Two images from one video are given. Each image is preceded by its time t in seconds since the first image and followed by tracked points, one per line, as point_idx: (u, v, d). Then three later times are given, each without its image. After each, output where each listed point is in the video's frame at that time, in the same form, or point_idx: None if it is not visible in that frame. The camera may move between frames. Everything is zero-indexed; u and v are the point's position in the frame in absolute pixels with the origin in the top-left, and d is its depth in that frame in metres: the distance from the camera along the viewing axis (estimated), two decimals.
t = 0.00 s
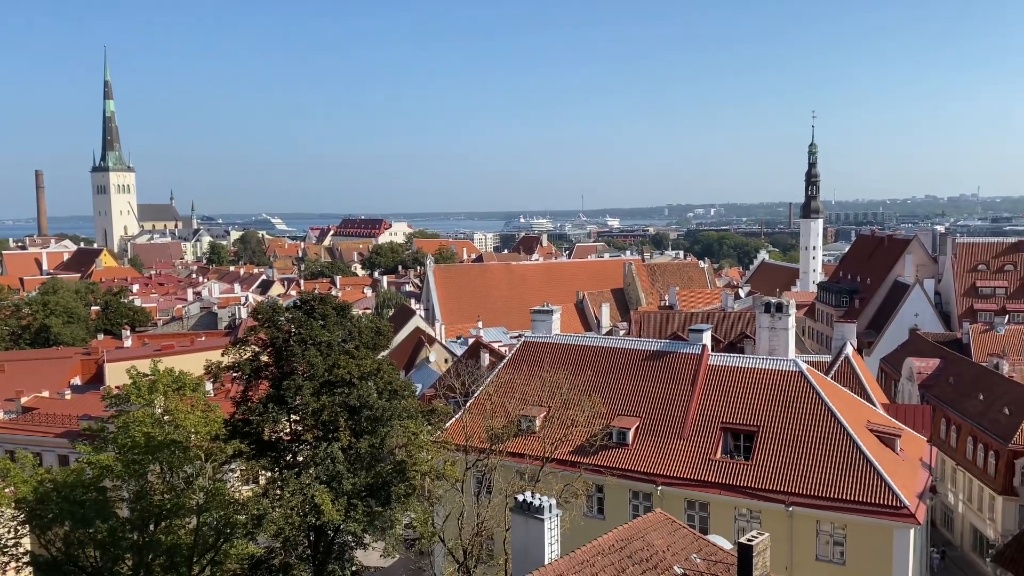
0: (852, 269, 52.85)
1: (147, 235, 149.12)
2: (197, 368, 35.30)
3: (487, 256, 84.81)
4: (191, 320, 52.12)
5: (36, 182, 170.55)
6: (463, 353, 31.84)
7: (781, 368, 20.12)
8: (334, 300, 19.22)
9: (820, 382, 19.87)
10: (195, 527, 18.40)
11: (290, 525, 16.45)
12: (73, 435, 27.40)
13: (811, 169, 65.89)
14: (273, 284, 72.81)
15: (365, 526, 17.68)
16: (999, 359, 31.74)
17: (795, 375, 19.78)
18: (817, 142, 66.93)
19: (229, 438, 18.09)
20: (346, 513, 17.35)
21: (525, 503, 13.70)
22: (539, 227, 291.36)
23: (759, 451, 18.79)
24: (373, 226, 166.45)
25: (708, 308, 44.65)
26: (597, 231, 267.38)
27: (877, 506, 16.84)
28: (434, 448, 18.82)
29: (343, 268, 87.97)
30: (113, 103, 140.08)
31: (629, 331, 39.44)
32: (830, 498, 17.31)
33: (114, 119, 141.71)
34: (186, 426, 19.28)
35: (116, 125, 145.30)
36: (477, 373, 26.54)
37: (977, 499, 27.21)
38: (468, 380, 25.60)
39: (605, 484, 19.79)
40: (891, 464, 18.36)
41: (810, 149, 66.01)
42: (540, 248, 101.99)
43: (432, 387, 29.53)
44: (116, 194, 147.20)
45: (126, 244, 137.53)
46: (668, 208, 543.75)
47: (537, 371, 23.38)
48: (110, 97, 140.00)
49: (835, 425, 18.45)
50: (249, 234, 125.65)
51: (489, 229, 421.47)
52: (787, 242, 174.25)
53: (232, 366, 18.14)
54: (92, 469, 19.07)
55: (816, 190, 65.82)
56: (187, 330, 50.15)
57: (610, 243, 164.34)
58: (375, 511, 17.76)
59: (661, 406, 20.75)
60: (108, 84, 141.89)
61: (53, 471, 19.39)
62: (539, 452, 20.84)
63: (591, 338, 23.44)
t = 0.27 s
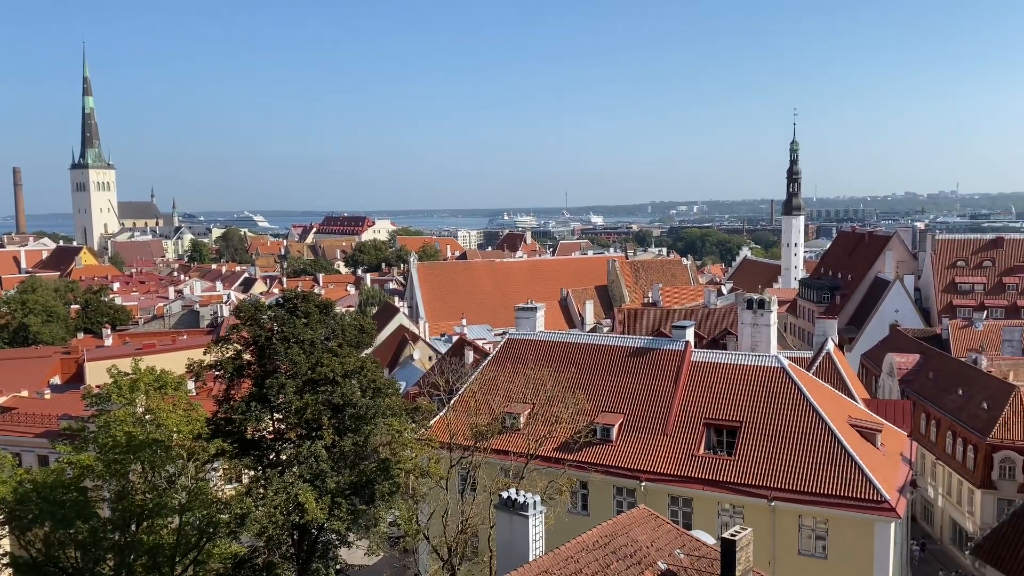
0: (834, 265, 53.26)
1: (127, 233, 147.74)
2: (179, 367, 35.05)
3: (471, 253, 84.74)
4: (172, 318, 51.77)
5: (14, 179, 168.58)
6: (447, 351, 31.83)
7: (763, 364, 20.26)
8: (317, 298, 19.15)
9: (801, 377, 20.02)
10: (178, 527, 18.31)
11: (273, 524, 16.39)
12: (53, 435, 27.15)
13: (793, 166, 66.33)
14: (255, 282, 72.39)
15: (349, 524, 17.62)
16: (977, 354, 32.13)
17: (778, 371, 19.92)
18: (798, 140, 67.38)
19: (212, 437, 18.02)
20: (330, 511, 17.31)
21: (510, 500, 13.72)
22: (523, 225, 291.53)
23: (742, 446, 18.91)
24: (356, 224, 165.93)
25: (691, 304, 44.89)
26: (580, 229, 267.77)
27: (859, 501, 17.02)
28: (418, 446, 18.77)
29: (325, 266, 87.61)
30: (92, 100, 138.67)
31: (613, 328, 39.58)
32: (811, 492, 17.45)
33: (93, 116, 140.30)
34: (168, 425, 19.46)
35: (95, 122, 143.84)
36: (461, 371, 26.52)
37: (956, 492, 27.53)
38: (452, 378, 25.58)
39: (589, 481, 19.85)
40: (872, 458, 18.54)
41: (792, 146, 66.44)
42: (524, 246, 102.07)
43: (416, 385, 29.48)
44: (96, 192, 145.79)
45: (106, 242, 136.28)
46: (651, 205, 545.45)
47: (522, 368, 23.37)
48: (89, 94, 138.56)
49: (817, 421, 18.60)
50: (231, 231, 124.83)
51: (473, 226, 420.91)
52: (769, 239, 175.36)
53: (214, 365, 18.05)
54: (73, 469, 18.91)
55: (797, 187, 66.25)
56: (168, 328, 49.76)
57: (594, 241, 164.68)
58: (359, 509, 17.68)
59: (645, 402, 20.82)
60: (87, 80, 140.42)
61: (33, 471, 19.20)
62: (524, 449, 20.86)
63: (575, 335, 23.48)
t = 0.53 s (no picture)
0: (814, 262, 53.67)
1: (107, 231, 146.35)
2: (159, 366, 34.77)
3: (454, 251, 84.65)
4: (152, 317, 51.34)
5: None
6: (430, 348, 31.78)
7: (745, 360, 20.38)
8: (298, 296, 19.06)
9: (783, 373, 20.17)
10: (159, 527, 18.20)
11: (256, 523, 16.34)
12: (31, 435, 26.88)
13: (774, 163, 66.73)
14: (236, 280, 71.93)
15: (332, 523, 17.54)
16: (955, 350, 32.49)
17: (759, 367, 20.05)
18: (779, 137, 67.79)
19: (193, 436, 17.91)
20: (313, 509, 17.27)
21: (494, 498, 13.72)
22: (506, 222, 291.41)
23: (724, 442, 19.03)
24: (338, 221, 165.26)
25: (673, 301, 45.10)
26: (564, 226, 268.04)
27: (839, 495, 17.18)
28: (401, 444, 18.71)
29: (308, 264, 87.18)
30: (70, 97, 137.08)
31: (596, 325, 39.69)
32: (792, 487, 17.60)
33: (71, 112, 138.75)
34: (150, 424, 19.14)
35: (73, 119, 142.25)
36: (445, 368, 26.48)
37: (934, 486, 27.84)
38: (435, 375, 25.54)
39: (573, 477, 19.92)
40: (852, 453, 18.71)
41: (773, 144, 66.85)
42: (507, 243, 102.10)
43: (399, 383, 29.41)
44: (74, 189, 144.22)
45: (85, 240, 134.84)
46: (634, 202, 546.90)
47: (505, 366, 23.36)
48: (66, 90, 136.97)
49: (798, 416, 18.75)
50: (213, 229, 123.92)
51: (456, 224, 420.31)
52: (751, 236, 176.39)
53: (195, 363, 17.93)
54: (52, 469, 18.71)
55: (778, 184, 66.66)
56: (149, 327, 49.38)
57: (577, 238, 164.95)
58: (342, 508, 17.61)
59: (628, 398, 20.90)
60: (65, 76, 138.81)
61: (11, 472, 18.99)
62: (507, 446, 20.88)
63: (558, 332, 23.51)
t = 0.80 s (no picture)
0: (794, 258, 54.06)
1: (84, 229, 144.82)
2: (138, 365, 34.48)
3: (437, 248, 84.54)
4: (131, 316, 50.89)
5: None
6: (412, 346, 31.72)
7: (726, 356, 20.49)
8: (279, 294, 18.96)
9: (763, 369, 20.29)
10: (139, 527, 18.07)
11: (238, 522, 16.28)
12: (8, 436, 26.60)
13: (754, 161, 67.14)
14: (216, 278, 71.45)
15: (315, 521, 17.50)
16: (933, 345, 32.85)
17: (740, 363, 20.17)
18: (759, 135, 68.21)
19: (173, 436, 17.78)
20: (295, 508, 17.21)
21: (476, 495, 13.71)
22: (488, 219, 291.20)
23: (706, 438, 19.14)
24: (319, 219, 164.50)
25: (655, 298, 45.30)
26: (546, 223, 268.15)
27: (820, 490, 17.34)
28: (384, 442, 18.64)
29: (288, 261, 86.72)
30: (46, 93, 135.43)
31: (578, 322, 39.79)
32: (773, 482, 17.73)
33: (47, 109, 137.10)
34: (129, 424, 19.06)
35: (50, 115, 140.58)
36: (427, 366, 26.45)
37: (913, 480, 28.15)
38: (418, 373, 25.49)
39: (555, 474, 19.97)
40: (832, 448, 18.89)
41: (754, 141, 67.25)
42: (489, 240, 102.07)
43: (381, 381, 29.35)
44: (51, 186, 142.57)
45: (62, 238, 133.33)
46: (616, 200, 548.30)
47: (488, 363, 23.32)
48: (42, 86, 135.31)
49: (779, 412, 18.89)
50: (192, 227, 122.91)
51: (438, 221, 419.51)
52: (732, 233, 177.39)
53: (175, 362, 17.82)
54: (30, 470, 18.51)
55: (759, 181, 67.08)
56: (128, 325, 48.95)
57: (559, 235, 165.23)
58: (324, 506, 17.56)
59: (610, 395, 20.96)
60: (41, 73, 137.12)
61: None
62: (490, 443, 20.90)
63: (540, 329, 23.52)
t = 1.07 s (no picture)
0: (774, 255, 54.46)
1: (61, 227, 143.10)
2: (116, 364, 34.11)
3: (418, 245, 84.37)
4: (109, 314, 50.35)
5: None
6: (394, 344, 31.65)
7: (707, 353, 20.61)
8: (259, 292, 18.84)
9: (743, 365, 20.43)
10: (118, 528, 17.86)
11: (218, 522, 16.18)
12: None
13: (734, 158, 67.54)
14: (196, 276, 70.91)
15: (296, 520, 17.45)
16: (911, 341, 33.22)
17: (721, 359, 20.29)
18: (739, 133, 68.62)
19: (152, 435, 17.63)
20: (276, 507, 17.10)
21: (459, 493, 13.72)
22: (469, 217, 290.78)
23: (687, 434, 19.23)
24: (300, 216, 163.56)
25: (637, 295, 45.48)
26: (527, 220, 268.30)
27: (800, 485, 17.48)
28: (366, 440, 18.56)
29: (268, 259, 86.15)
30: (21, 89, 133.60)
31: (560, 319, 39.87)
32: (754, 477, 17.87)
33: (22, 105, 135.28)
34: (107, 424, 18.70)
35: (25, 111, 138.73)
36: (409, 364, 26.40)
37: (891, 475, 28.46)
38: (400, 371, 25.44)
39: (537, 471, 20.01)
40: (811, 443, 19.05)
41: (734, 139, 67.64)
42: (471, 238, 101.96)
43: (363, 379, 29.27)
44: (26, 184, 140.74)
45: (38, 236, 131.66)
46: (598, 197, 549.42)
47: (470, 360, 23.27)
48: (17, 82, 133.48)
49: (759, 408, 19.02)
50: (171, 224, 121.73)
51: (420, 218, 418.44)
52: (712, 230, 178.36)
53: (154, 361, 17.67)
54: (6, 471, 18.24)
55: (739, 179, 67.49)
56: (106, 324, 48.43)
57: (541, 233, 165.36)
58: (306, 505, 17.51)
59: (592, 391, 21.01)
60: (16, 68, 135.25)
61: None
62: (472, 441, 20.89)
63: (522, 326, 23.52)
